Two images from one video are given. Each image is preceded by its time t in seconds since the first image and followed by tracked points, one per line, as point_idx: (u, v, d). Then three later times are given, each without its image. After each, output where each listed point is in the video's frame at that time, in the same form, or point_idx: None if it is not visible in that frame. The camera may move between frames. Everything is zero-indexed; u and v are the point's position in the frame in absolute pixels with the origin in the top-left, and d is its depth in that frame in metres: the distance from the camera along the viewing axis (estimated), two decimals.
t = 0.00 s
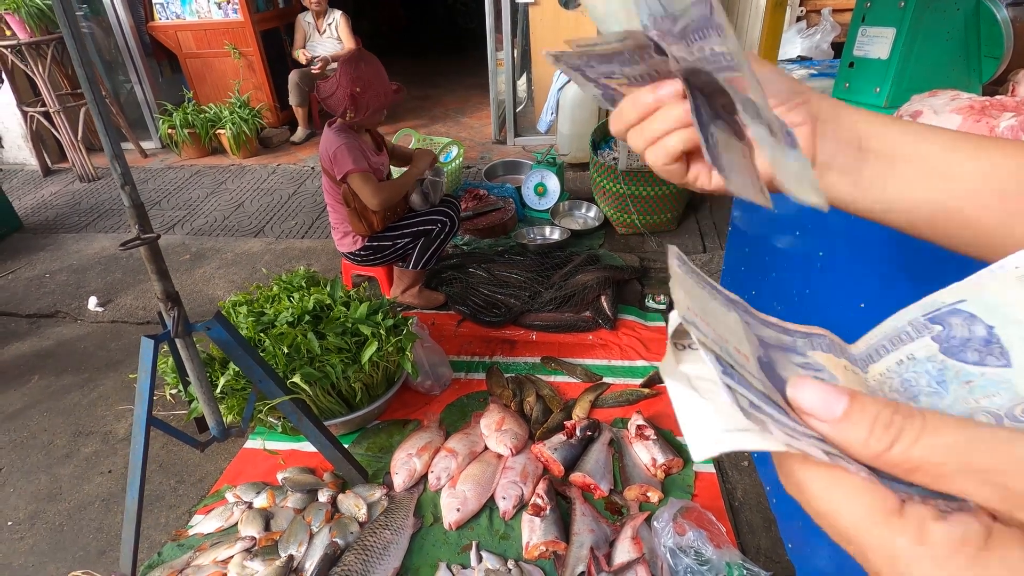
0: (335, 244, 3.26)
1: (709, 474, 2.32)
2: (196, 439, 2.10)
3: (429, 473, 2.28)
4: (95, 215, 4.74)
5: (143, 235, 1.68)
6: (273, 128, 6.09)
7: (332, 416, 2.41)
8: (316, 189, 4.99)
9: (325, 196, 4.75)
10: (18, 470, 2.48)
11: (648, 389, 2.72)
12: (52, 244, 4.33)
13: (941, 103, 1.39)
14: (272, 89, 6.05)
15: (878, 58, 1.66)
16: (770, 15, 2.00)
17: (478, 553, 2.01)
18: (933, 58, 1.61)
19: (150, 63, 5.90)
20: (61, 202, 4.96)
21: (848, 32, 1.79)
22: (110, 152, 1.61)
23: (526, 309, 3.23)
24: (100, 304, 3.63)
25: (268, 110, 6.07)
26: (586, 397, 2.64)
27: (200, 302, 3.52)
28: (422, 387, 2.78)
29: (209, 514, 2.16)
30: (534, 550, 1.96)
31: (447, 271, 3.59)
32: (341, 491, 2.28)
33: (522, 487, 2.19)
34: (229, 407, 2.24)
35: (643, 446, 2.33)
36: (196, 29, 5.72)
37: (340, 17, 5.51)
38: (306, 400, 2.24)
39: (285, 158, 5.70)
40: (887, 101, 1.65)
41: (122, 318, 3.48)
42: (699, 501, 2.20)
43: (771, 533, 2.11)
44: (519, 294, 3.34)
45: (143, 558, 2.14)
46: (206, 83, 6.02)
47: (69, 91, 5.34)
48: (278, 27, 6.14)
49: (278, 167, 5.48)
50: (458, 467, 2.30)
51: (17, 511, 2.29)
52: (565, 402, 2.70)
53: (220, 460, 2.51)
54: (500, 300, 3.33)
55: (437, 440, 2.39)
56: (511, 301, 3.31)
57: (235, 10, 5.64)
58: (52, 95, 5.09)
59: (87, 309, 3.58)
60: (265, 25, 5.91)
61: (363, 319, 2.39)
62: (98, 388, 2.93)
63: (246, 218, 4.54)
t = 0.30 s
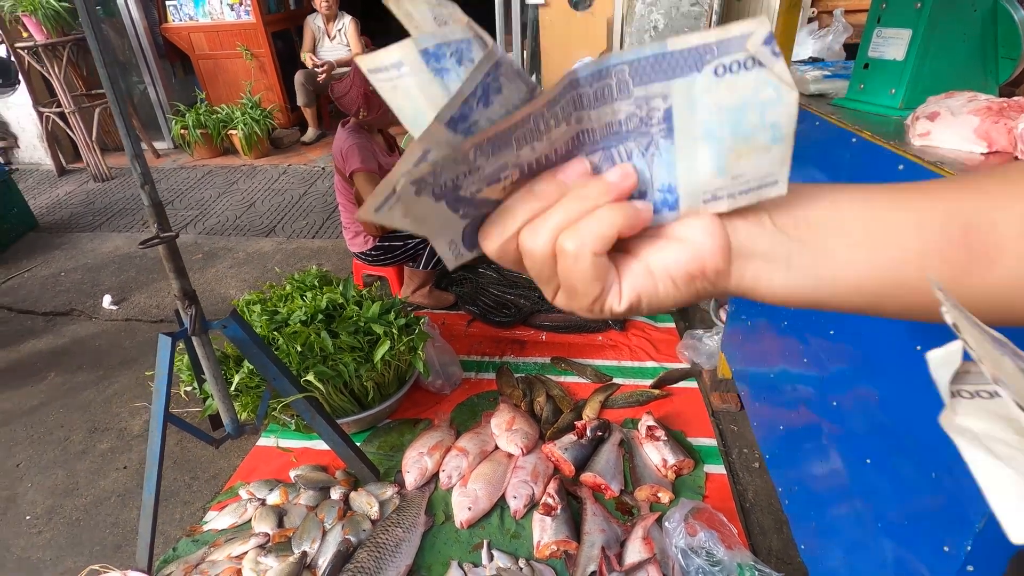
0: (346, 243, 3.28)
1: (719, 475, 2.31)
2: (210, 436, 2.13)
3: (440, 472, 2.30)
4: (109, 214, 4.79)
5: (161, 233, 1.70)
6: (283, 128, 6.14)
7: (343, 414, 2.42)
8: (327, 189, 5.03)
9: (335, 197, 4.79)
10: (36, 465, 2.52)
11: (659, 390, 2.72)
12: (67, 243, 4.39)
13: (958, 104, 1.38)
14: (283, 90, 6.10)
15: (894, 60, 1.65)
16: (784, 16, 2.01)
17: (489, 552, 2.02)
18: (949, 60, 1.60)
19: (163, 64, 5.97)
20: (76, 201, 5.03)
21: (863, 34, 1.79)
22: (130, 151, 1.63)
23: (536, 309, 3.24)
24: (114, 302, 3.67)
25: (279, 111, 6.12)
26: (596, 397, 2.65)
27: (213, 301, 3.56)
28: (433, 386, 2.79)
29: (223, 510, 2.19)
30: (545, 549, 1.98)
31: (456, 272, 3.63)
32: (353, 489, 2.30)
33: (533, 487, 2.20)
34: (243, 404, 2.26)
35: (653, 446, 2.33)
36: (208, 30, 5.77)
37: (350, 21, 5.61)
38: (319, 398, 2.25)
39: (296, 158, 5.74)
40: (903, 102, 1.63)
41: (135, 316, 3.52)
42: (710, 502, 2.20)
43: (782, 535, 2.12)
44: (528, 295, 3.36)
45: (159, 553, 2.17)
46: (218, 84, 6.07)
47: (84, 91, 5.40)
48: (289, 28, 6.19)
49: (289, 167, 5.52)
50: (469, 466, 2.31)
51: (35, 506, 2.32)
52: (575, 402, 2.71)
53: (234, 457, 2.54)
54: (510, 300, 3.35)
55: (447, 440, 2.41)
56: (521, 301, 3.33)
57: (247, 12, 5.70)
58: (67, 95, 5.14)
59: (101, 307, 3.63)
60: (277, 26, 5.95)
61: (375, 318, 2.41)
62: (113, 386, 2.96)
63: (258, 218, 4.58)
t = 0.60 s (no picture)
0: (369, 246, 3.36)
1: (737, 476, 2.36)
2: (245, 432, 2.20)
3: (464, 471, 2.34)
4: (134, 215, 4.91)
5: (206, 237, 1.78)
6: (302, 132, 6.24)
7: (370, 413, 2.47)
8: (346, 192, 5.12)
9: (355, 200, 4.87)
10: (74, 459, 2.61)
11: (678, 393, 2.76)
12: (94, 244, 4.50)
13: (981, 119, 1.42)
14: (302, 94, 6.20)
15: (916, 73, 1.70)
16: (807, 27, 2.06)
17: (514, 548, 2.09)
18: (971, 74, 1.65)
19: (186, 69, 6.10)
20: (102, 203, 5.15)
21: (886, 47, 1.84)
22: (180, 159, 1.71)
23: (554, 311, 3.30)
24: (142, 301, 3.77)
25: (298, 115, 6.23)
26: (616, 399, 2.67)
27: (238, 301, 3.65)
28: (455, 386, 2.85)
29: (256, 504, 2.26)
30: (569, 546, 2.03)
31: (477, 275, 3.75)
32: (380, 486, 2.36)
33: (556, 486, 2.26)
34: (276, 402, 2.34)
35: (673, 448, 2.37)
36: (230, 36, 5.88)
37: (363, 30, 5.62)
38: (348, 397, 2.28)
39: (315, 161, 5.84)
40: (925, 114, 1.68)
41: (163, 316, 3.61)
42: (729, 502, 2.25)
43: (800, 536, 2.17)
44: (547, 296, 3.45)
45: (195, 544, 2.26)
46: (239, 88, 6.17)
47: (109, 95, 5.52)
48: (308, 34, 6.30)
49: (308, 170, 5.62)
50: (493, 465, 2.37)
51: (75, 498, 2.41)
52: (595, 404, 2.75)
53: (265, 453, 2.65)
54: (529, 303, 3.42)
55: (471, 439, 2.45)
56: (539, 304, 3.40)
57: (269, 18, 5.81)
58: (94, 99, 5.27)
59: (130, 307, 3.73)
60: (297, 32, 6.06)
61: (403, 320, 2.48)
62: (145, 383, 3.05)
63: (279, 220, 4.67)
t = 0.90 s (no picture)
0: (381, 246, 3.37)
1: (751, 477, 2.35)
2: (259, 429, 2.21)
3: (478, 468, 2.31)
4: (146, 214, 4.94)
5: (225, 235, 1.79)
6: (312, 132, 6.26)
7: (383, 412, 2.49)
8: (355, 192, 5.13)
9: (364, 200, 4.89)
10: (89, 456, 2.62)
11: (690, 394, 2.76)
12: (107, 242, 4.53)
13: (1005, 118, 1.41)
14: (312, 94, 6.23)
15: (937, 72, 1.69)
16: (824, 27, 2.05)
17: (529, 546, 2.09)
18: (993, 73, 1.64)
19: (197, 69, 6.13)
20: (114, 202, 5.18)
21: (905, 47, 1.84)
22: (200, 158, 1.72)
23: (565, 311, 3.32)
24: (154, 300, 3.79)
25: (308, 115, 6.25)
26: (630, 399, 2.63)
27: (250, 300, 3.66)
28: (467, 385, 2.86)
29: (270, 502, 2.27)
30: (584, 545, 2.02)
31: (488, 275, 3.75)
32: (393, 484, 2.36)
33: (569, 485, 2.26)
34: (291, 400, 2.35)
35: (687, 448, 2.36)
36: (241, 36, 5.91)
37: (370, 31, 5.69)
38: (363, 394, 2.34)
39: (324, 161, 5.86)
40: (946, 113, 1.68)
41: (175, 314, 3.63)
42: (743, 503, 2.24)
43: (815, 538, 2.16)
44: (558, 296, 3.46)
45: (210, 541, 2.28)
46: (249, 88, 6.20)
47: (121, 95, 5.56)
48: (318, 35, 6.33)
49: (318, 170, 5.64)
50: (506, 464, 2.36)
51: (90, 494, 2.43)
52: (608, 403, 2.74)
53: (278, 451, 2.66)
54: (539, 302, 3.44)
55: (484, 437, 2.41)
56: (550, 303, 3.42)
57: (279, 19, 5.84)
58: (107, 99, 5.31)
59: (142, 305, 3.75)
60: (307, 33, 6.09)
61: (416, 318, 2.48)
62: (158, 381, 3.07)
63: (290, 220, 4.69)
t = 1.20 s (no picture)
0: (385, 247, 3.39)
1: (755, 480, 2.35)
2: (264, 430, 2.23)
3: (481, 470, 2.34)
4: (151, 215, 4.97)
5: (231, 237, 1.81)
6: (316, 134, 6.29)
7: (386, 413, 2.51)
8: (359, 193, 5.15)
9: (368, 201, 4.90)
10: (95, 455, 2.64)
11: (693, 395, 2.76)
12: (112, 243, 4.56)
13: (1009, 121, 1.42)
14: (316, 96, 6.26)
15: (939, 75, 1.70)
16: (827, 31, 2.06)
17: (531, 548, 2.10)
18: (996, 78, 1.65)
19: (202, 72, 6.17)
20: (119, 203, 5.22)
21: (909, 50, 1.84)
22: (206, 160, 1.74)
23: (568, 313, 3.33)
24: (160, 301, 3.81)
25: (312, 117, 6.28)
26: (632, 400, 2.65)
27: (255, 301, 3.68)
28: (470, 387, 2.87)
29: (274, 502, 2.28)
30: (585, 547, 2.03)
31: (490, 276, 3.77)
32: (396, 485, 2.37)
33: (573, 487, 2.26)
34: (295, 401, 2.37)
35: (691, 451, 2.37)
36: (246, 39, 5.95)
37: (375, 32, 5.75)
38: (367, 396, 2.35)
39: (328, 163, 5.88)
40: (950, 117, 1.68)
41: (180, 315, 3.66)
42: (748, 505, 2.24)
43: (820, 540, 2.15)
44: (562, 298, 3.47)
45: (215, 541, 2.30)
46: (254, 90, 6.23)
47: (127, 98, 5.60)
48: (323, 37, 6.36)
49: (321, 172, 5.66)
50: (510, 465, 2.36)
51: (96, 494, 2.45)
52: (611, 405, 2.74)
53: (282, 452, 2.67)
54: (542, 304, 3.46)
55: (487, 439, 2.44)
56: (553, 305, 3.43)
57: (284, 21, 5.87)
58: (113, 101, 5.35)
59: (148, 306, 3.78)
60: (311, 35, 6.12)
61: (420, 320, 2.49)
62: (164, 381, 3.09)
63: (294, 221, 4.71)
